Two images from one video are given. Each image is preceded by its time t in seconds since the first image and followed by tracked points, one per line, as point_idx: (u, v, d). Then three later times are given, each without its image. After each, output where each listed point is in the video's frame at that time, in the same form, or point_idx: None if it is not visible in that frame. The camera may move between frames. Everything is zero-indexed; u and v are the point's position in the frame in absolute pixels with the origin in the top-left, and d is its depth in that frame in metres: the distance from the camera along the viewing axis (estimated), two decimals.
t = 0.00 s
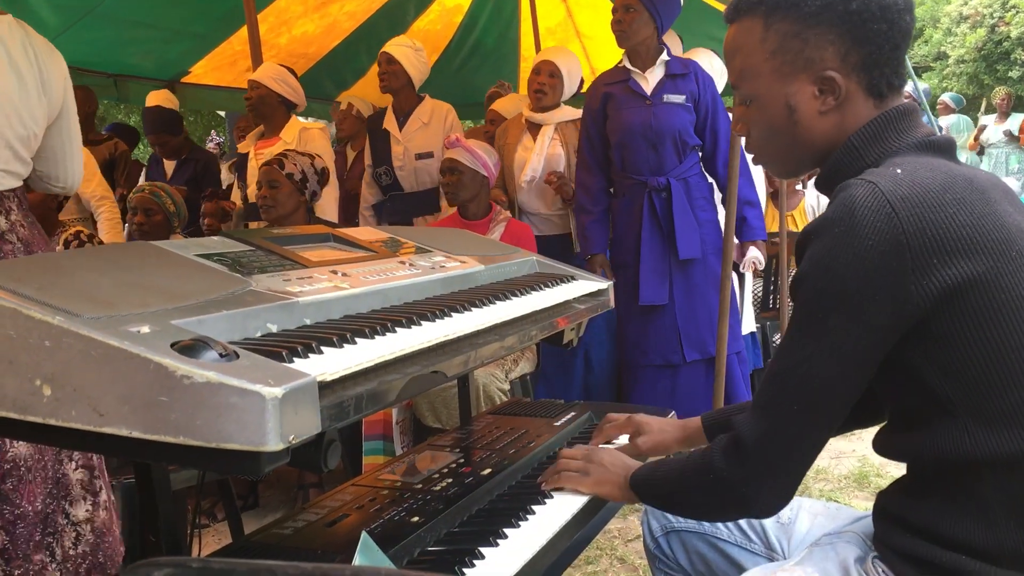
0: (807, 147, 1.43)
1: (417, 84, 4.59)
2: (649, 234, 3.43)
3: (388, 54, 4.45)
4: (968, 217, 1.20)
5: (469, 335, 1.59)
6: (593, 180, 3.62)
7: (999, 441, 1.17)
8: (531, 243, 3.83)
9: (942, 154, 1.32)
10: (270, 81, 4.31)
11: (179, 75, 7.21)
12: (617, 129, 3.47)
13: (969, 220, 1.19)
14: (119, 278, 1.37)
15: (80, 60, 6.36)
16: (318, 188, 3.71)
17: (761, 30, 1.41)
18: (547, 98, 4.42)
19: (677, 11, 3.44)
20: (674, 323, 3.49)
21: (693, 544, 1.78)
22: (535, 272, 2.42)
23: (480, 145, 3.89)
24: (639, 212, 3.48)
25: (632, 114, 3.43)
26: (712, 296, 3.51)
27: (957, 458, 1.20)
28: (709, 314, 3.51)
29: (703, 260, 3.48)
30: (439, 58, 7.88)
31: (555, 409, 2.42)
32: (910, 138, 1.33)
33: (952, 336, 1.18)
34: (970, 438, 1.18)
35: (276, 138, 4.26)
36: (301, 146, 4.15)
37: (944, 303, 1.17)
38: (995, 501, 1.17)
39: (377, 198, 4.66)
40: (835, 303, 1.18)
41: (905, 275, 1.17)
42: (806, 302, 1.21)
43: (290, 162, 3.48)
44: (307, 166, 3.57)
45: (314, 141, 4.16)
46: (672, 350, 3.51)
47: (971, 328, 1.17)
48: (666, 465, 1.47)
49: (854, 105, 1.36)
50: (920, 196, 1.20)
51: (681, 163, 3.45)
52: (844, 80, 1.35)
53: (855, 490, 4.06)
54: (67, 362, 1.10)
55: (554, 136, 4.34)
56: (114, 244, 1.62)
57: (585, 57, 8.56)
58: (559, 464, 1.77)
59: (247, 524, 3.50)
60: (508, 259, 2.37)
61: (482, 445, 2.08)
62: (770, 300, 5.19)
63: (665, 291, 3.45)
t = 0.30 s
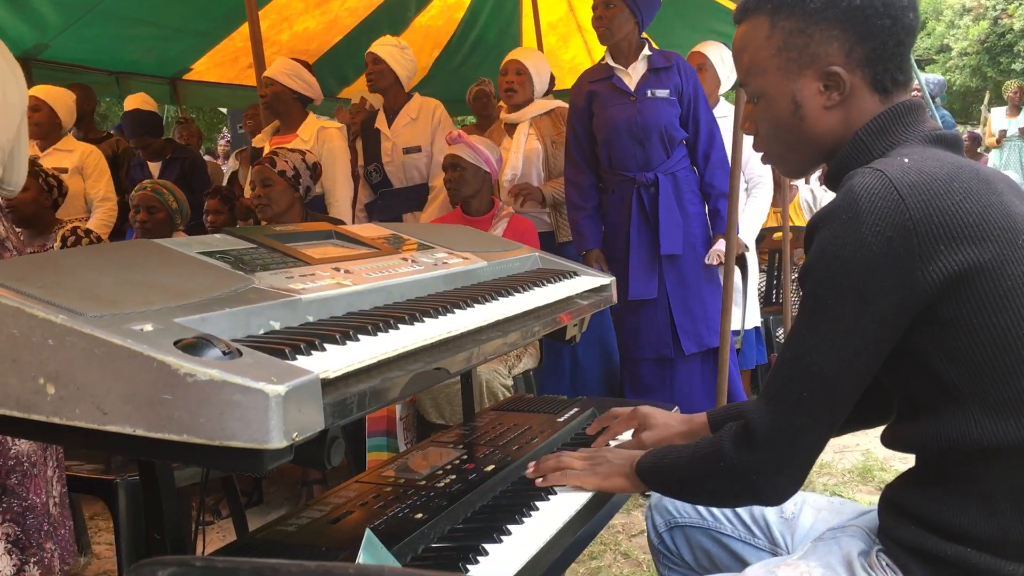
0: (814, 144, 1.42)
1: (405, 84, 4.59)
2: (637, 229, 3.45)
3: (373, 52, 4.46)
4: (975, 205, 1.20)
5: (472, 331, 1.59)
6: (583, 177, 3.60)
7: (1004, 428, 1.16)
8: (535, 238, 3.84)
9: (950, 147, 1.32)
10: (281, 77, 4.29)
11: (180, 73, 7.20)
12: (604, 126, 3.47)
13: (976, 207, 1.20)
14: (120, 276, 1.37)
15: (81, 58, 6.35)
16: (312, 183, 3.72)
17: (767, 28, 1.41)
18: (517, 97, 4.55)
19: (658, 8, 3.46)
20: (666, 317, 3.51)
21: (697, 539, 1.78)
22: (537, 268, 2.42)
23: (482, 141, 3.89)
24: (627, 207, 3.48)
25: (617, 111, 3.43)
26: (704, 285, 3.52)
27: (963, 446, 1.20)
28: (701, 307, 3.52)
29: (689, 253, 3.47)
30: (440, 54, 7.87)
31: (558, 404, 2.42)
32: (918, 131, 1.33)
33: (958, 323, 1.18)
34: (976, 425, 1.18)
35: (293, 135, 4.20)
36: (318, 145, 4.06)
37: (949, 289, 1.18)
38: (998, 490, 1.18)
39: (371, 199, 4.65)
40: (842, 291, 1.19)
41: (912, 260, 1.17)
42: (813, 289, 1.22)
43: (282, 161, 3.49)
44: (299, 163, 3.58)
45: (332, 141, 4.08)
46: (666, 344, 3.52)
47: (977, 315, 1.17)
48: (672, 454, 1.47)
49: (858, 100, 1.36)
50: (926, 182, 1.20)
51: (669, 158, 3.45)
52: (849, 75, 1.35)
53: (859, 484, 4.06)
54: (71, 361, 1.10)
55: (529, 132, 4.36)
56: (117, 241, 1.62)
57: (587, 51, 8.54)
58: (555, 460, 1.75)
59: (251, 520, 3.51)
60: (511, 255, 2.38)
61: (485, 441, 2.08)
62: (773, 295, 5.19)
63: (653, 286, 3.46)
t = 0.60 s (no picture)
0: (820, 138, 1.42)
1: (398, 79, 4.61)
2: (618, 226, 3.46)
3: (367, 50, 4.46)
4: (984, 191, 1.20)
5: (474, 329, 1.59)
6: (569, 175, 3.67)
7: (1008, 418, 1.16)
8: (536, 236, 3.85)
9: (957, 141, 1.32)
10: (287, 73, 4.31)
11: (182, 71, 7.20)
12: (589, 124, 3.50)
13: (985, 193, 1.19)
14: (122, 275, 1.37)
15: (83, 57, 6.35)
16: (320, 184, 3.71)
17: (773, 24, 1.41)
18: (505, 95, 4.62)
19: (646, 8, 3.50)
20: (649, 314, 3.50)
21: (699, 537, 1.79)
22: (538, 266, 2.42)
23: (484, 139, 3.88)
24: (611, 204, 3.50)
25: (602, 110, 3.45)
26: (688, 285, 3.49)
27: (968, 436, 1.19)
28: (685, 304, 3.49)
29: (674, 251, 3.47)
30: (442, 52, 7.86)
31: (560, 402, 2.42)
32: (924, 124, 1.33)
33: (965, 310, 1.18)
34: (980, 414, 1.18)
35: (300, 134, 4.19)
36: (325, 144, 4.02)
37: (956, 276, 1.18)
38: (1001, 482, 1.17)
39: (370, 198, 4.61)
40: (850, 274, 1.19)
41: (920, 243, 1.17)
42: (821, 271, 1.22)
43: (292, 158, 3.49)
44: (309, 161, 3.58)
45: (339, 139, 4.03)
46: (650, 341, 3.52)
47: (983, 302, 1.17)
48: (676, 439, 1.47)
49: (863, 93, 1.36)
50: (936, 167, 1.20)
51: (653, 157, 3.44)
52: (852, 69, 1.35)
53: (861, 482, 4.06)
54: (72, 360, 1.10)
55: (519, 128, 4.43)
56: (119, 241, 1.62)
57: (589, 48, 8.53)
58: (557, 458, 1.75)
59: (253, 519, 3.52)
60: (512, 253, 2.37)
61: (487, 439, 2.08)
62: (775, 291, 5.19)
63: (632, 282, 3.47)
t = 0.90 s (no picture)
0: (819, 140, 1.42)
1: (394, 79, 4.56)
2: (604, 223, 3.49)
3: (363, 52, 4.41)
4: (977, 191, 1.19)
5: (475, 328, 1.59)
6: (562, 172, 3.69)
7: (1007, 416, 1.16)
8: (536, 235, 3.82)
9: (954, 139, 1.32)
10: (289, 74, 4.31)
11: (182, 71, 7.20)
12: (580, 122, 3.53)
13: (978, 193, 1.19)
14: (123, 274, 1.37)
15: (83, 56, 6.34)
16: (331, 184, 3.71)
17: (770, 28, 1.42)
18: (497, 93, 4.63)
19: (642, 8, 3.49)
20: (634, 312, 3.50)
21: (701, 534, 1.79)
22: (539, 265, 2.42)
23: (485, 138, 3.88)
24: (599, 202, 3.52)
25: (592, 109, 3.48)
26: (672, 283, 3.49)
27: (967, 434, 1.19)
28: (671, 303, 3.49)
29: (658, 249, 3.47)
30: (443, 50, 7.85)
31: (561, 400, 2.41)
32: (919, 123, 1.33)
33: (960, 310, 1.18)
34: (978, 413, 1.18)
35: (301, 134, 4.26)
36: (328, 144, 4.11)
37: (950, 276, 1.18)
38: (1000, 480, 1.17)
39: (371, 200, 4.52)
40: (844, 276, 1.19)
41: (912, 244, 1.17)
42: (815, 274, 1.22)
43: (306, 161, 3.49)
44: (323, 165, 3.58)
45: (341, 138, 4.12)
46: (635, 340, 3.52)
47: (977, 301, 1.17)
48: (678, 435, 1.48)
49: (860, 94, 1.36)
50: (928, 167, 1.20)
51: (642, 156, 3.44)
52: (849, 71, 1.35)
53: (862, 480, 4.06)
54: (73, 359, 1.10)
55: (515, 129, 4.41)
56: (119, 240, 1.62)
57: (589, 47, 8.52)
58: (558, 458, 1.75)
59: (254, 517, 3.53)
60: (512, 251, 2.37)
61: (488, 438, 2.08)
62: (776, 290, 5.18)
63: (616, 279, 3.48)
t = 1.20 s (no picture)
0: (797, 152, 1.45)
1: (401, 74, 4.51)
2: (611, 223, 3.47)
3: (375, 52, 4.37)
4: (956, 194, 1.21)
5: (474, 328, 1.60)
6: (566, 172, 3.65)
7: (998, 414, 1.16)
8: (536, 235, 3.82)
9: (930, 146, 1.34)
10: (281, 73, 4.27)
11: (181, 70, 7.21)
12: (586, 122, 3.49)
13: (956, 196, 1.21)
14: (121, 274, 1.38)
15: (82, 56, 6.34)
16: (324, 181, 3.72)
17: (741, 46, 1.47)
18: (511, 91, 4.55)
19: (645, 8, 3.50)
20: (640, 313, 3.51)
21: (700, 534, 1.79)
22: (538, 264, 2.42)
23: (483, 137, 3.88)
24: (606, 202, 3.50)
25: (600, 109, 3.44)
26: (678, 282, 3.51)
27: (959, 435, 1.20)
28: (677, 303, 3.51)
29: (666, 249, 3.48)
30: (441, 50, 7.85)
31: (560, 400, 2.41)
32: (895, 131, 1.35)
33: (943, 311, 1.19)
34: (968, 412, 1.19)
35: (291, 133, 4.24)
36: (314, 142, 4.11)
37: (933, 277, 1.19)
38: (992, 479, 1.18)
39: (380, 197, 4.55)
40: (830, 280, 1.20)
41: (894, 247, 1.18)
42: (801, 280, 1.24)
43: (295, 159, 3.49)
44: (313, 161, 3.58)
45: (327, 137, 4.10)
46: (640, 340, 3.53)
47: (960, 301, 1.18)
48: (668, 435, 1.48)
49: (833, 105, 1.40)
50: (907, 172, 1.22)
51: (648, 156, 3.44)
52: (820, 83, 1.39)
53: (861, 480, 4.06)
54: (71, 359, 1.10)
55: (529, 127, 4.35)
56: (117, 239, 1.62)
57: (587, 47, 8.52)
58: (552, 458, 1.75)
59: (253, 517, 3.53)
60: (511, 251, 2.37)
61: (487, 438, 2.08)
62: (774, 290, 5.19)
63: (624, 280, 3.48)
